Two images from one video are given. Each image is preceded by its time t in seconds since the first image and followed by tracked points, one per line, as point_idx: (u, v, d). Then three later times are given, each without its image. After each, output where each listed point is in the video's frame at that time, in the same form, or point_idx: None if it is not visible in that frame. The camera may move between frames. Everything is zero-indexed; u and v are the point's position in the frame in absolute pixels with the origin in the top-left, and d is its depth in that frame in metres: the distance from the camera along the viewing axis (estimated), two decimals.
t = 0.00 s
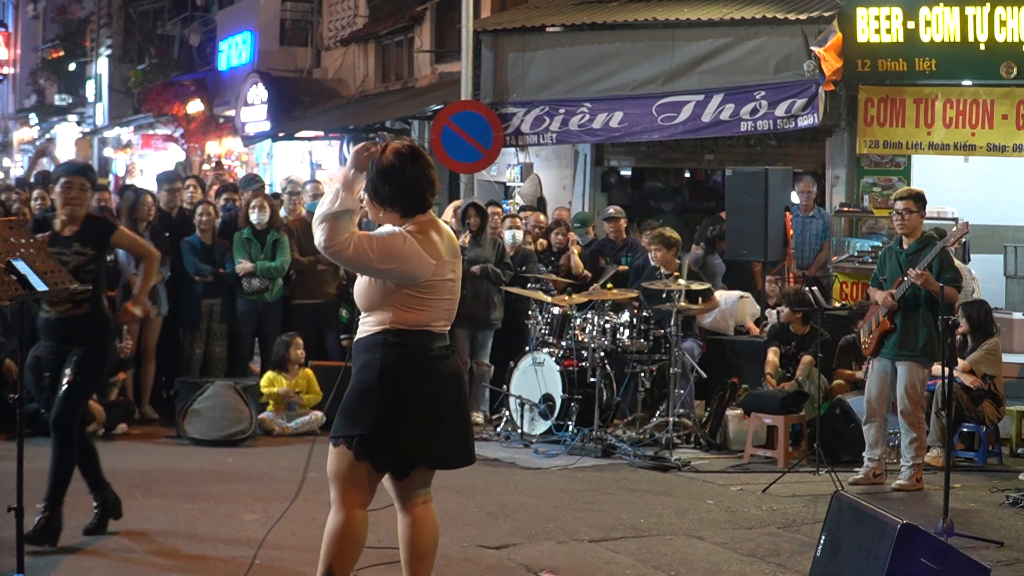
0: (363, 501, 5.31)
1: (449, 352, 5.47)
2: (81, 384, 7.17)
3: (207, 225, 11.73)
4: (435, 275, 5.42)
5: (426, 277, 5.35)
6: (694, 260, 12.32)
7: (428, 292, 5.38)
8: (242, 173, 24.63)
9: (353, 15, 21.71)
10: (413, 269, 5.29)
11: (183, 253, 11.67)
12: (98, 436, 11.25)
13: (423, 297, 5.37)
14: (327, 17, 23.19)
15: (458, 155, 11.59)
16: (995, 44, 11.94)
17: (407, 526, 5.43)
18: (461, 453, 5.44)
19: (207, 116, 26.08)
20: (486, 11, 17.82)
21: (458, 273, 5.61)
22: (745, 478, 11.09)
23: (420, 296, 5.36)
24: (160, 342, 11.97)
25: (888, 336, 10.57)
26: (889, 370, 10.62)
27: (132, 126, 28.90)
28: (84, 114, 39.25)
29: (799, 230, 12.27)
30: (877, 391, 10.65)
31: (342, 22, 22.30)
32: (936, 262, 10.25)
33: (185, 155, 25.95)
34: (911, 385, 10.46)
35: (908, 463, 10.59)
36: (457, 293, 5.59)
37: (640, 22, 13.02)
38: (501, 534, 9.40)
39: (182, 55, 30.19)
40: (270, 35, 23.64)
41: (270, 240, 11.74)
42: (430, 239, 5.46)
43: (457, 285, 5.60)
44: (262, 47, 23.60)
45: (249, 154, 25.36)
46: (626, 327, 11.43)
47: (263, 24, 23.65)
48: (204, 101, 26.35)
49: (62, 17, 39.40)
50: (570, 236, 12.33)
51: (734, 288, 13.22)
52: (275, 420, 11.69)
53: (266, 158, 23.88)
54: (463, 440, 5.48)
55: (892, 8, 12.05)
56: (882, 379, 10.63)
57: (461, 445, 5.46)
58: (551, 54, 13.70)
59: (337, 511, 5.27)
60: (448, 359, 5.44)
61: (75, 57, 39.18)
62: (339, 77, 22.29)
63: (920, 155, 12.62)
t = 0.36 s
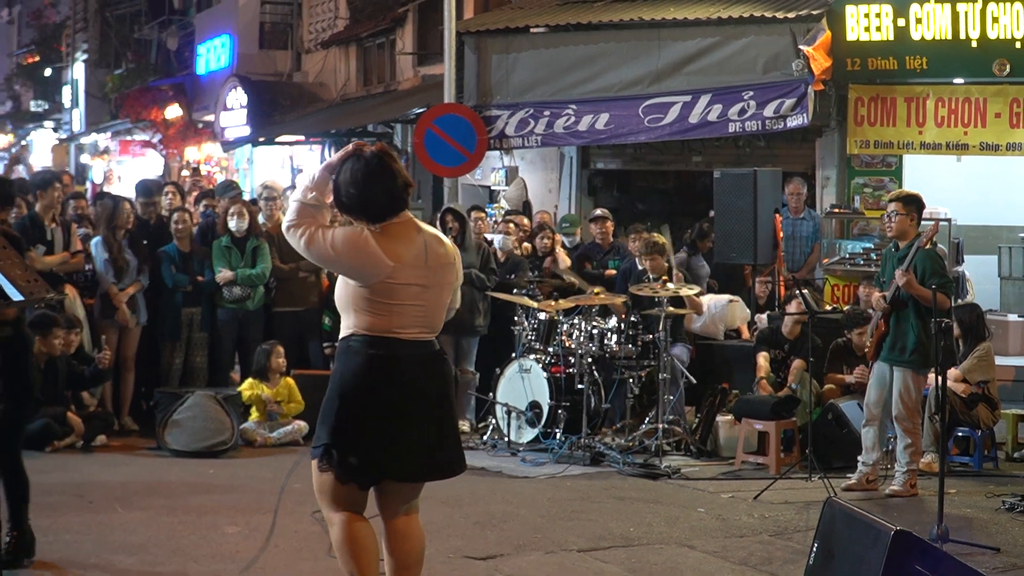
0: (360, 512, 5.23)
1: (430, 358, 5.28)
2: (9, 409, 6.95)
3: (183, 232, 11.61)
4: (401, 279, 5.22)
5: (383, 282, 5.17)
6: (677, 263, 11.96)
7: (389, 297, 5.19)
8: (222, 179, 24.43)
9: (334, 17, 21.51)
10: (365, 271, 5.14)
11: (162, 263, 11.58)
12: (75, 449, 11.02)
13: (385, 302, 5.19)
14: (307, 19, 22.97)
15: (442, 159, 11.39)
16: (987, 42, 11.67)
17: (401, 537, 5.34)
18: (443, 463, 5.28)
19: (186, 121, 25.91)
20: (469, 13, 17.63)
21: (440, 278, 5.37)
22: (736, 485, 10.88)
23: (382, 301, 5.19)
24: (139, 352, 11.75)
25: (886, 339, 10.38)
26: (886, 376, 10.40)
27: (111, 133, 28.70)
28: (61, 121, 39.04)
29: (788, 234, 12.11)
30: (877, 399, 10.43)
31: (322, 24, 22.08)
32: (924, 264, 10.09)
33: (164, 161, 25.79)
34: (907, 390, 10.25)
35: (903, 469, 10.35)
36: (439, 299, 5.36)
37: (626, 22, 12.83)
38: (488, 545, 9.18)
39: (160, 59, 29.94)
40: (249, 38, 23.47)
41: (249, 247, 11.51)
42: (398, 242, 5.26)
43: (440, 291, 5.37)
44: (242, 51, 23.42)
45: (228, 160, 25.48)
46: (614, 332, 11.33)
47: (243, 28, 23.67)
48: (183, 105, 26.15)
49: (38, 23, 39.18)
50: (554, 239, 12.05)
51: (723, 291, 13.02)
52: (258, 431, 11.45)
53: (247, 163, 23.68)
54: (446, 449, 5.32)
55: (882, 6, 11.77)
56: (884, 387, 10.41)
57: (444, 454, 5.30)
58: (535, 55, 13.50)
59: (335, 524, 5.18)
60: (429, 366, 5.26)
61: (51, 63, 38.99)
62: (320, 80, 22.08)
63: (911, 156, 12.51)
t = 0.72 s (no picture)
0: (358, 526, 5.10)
1: (411, 365, 5.02)
2: None
3: (163, 235, 11.18)
4: (359, 285, 4.99)
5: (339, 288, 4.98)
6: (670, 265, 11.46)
7: (347, 304, 4.98)
8: (202, 179, 24.06)
9: (317, 13, 21.14)
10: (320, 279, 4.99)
11: (140, 267, 11.21)
12: (50, 458, 10.65)
13: (344, 310, 4.99)
14: (289, 15, 22.60)
15: (430, 158, 11.03)
16: (990, 37, 11.35)
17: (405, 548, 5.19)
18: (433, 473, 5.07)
19: (164, 121, 25.57)
20: (456, 8, 17.27)
21: (413, 281, 5.07)
22: (732, 494, 10.54)
23: (341, 310, 4.99)
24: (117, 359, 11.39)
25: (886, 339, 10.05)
26: (886, 381, 10.10)
27: (87, 132, 28.29)
28: (38, 120, 38.61)
29: (785, 234, 11.70)
30: (874, 405, 10.15)
31: (305, 21, 21.71)
32: (926, 267, 9.76)
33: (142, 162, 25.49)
34: (907, 397, 9.90)
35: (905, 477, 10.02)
36: (415, 303, 5.07)
37: (618, 17, 12.47)
38: (476, 556, 8.82)
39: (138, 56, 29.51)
40: (230, 35, 23.13)
41: (230, 250, 11.18)
42: (361, 246, 5.04)
43: (415, 295, 5.08)
44: (223, 48, 23.07)
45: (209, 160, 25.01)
46: (607, 337, 10.96)
47: (224, 24, 23.20)
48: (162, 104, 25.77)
49: (14, 20, 38.73)
50: (545, 242, 11.78)
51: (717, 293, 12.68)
52: (240, 439, 11.11)
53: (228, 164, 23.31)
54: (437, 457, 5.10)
55: None
56: (884, 393, 10.10)
57: (435, 462, 5.09)
58: (525, 51, 13.18)
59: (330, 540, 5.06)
60: (412, 373, 5.02)
61: (26, 60, 38.57)
62: (303, 78, 21.71)
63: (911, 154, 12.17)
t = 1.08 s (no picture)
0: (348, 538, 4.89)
1: (392, 365, 4.83)
2: None
3: (136, 235, 10.83)
4: (328, 284, 4.81)
5: (308, 289, 4.80)
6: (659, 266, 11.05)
7: (319, 305, 4.81)
8: (176, 176, 23.68)
9: (295, 6, 20.77)
10: (287, 281, 4.82)
11: (112, 268, 10.88)
12: (20, 465, 10.28)
13: (314, 311, 4.82)
14: (267, 8, 22.22)
15: (412, 154, 10.67)
16: (990, 30, 11.07)
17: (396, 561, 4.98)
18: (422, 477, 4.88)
19: (138, 116, 25.23)
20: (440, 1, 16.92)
21: (386, 278, 4.88)
22: (724, 501, 10.22)
23: (311, 311, 4.82)
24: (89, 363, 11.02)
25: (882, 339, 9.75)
26: (882, 384, 9.78)
27: (60, 128, 27.87)
28: (9, 116, 38.15)
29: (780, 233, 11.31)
30: (869, 407, 9.81)
31: (284, 13, 21.32)
32: (922, 268, 9.42)
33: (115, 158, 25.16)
34: (907, 401, 9.58)
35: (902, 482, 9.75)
36: (389, 301, 4.88)
37: (607, 10, 12.12)
38: (461, 565, 8.49)
39: (111, 50, 29.06)
40: (206, 27, 22.79)
41: (205, 250, 10.79)
42: (330, 244, 4.86)
43: (389, 293, 4.89)
44: (198, 42, 22.72)
45: (184, 157, 24.93)
46: (595, 339, 10.75)
47: (200, 15, 22.83)
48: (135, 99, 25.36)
49: None
50: (531, 241, 11.41)
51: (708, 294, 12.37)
52: (217, 445, 10.74)
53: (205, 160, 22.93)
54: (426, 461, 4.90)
55: None
56: (880, 394, 9.78)
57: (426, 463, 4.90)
58: (510, 44, 12.80)
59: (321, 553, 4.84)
60: (395, 373, 4.83)
61: None
62: (281, 72, 21.32)
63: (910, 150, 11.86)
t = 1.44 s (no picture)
0: (332, 533, 4.62)
1: (375, 355, 4.59)
2: None
3: (96, 220, 10.48)
4: (306, 270, 4.55)
5: (284, 276, 4.54)
6: (635, 250, 10.66)
7: (298, 292, 4.55)
8: (139, 158, 23.24)
9: None
10: (263, 268, 4.55)
11: (73, 253, 10.54)
12: None
13: (291, 299, 4.56)
14: None
15: (383, 136, 10.32)
16: (976, 9, 10.70)
17: (387, 558, 4.69)
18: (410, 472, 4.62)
19: (99, 97, 24.77)
20: None
21: (367, 263, 4.63)
22: (702, 493, 9.95)
23: (288, 298, 4.56)
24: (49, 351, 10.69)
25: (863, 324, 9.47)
26: (866, 375, 9.46)
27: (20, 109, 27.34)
28: None
29: (761, 217, 11.03)
30: (856, 399, 9.49)
31: None
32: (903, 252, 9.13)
33: (75, 139, 24.38)
34: (889, 389, 9.30)
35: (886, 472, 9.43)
36: (371, 287, 4.62)
37: None
38: (431, 558, 8.20)
39: (72, 29, 28.51)
40: (169, 6, 22.33)
41: (167, 236, 10.45)
42: (307, 227, 4.59)
43: (370, 278, 4.63)
44: (162, 21, 22.27)
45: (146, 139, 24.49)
46: (570, 326, 10.48)
47: None
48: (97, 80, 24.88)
49: None
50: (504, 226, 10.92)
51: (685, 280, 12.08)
52: (179, 436, 10.44)
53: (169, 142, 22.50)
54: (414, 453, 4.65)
55: None
56: (864, 386, 9.47)
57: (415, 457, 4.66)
58: (485, 24, 12.55)
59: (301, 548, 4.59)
60: (379, 363, 4.59)
61: None
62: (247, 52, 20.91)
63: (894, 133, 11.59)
